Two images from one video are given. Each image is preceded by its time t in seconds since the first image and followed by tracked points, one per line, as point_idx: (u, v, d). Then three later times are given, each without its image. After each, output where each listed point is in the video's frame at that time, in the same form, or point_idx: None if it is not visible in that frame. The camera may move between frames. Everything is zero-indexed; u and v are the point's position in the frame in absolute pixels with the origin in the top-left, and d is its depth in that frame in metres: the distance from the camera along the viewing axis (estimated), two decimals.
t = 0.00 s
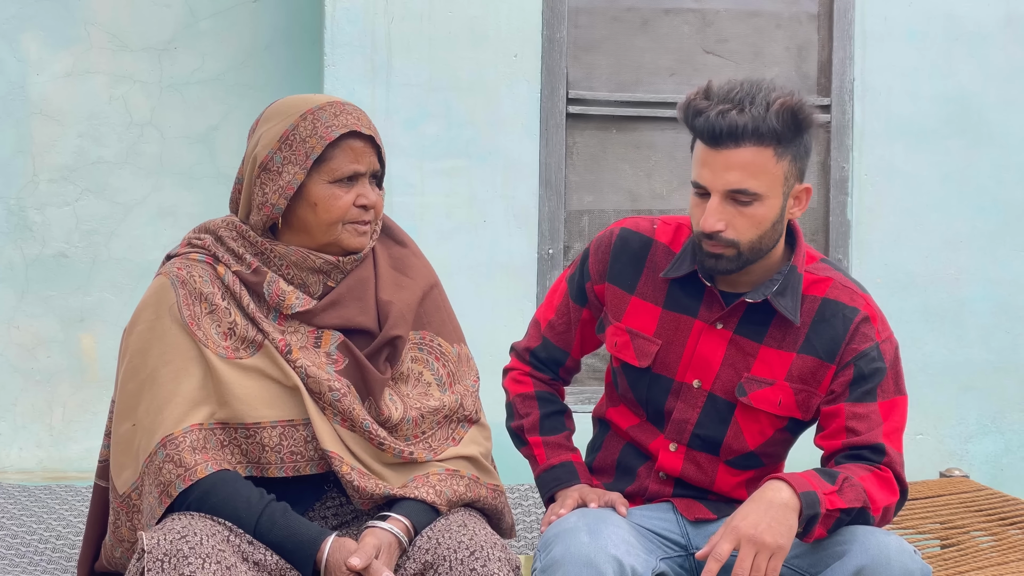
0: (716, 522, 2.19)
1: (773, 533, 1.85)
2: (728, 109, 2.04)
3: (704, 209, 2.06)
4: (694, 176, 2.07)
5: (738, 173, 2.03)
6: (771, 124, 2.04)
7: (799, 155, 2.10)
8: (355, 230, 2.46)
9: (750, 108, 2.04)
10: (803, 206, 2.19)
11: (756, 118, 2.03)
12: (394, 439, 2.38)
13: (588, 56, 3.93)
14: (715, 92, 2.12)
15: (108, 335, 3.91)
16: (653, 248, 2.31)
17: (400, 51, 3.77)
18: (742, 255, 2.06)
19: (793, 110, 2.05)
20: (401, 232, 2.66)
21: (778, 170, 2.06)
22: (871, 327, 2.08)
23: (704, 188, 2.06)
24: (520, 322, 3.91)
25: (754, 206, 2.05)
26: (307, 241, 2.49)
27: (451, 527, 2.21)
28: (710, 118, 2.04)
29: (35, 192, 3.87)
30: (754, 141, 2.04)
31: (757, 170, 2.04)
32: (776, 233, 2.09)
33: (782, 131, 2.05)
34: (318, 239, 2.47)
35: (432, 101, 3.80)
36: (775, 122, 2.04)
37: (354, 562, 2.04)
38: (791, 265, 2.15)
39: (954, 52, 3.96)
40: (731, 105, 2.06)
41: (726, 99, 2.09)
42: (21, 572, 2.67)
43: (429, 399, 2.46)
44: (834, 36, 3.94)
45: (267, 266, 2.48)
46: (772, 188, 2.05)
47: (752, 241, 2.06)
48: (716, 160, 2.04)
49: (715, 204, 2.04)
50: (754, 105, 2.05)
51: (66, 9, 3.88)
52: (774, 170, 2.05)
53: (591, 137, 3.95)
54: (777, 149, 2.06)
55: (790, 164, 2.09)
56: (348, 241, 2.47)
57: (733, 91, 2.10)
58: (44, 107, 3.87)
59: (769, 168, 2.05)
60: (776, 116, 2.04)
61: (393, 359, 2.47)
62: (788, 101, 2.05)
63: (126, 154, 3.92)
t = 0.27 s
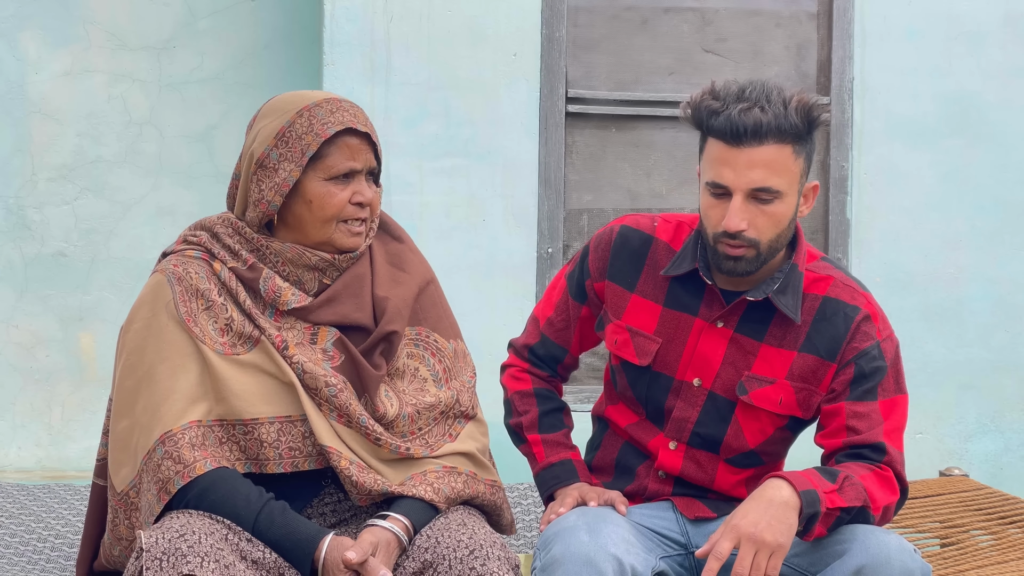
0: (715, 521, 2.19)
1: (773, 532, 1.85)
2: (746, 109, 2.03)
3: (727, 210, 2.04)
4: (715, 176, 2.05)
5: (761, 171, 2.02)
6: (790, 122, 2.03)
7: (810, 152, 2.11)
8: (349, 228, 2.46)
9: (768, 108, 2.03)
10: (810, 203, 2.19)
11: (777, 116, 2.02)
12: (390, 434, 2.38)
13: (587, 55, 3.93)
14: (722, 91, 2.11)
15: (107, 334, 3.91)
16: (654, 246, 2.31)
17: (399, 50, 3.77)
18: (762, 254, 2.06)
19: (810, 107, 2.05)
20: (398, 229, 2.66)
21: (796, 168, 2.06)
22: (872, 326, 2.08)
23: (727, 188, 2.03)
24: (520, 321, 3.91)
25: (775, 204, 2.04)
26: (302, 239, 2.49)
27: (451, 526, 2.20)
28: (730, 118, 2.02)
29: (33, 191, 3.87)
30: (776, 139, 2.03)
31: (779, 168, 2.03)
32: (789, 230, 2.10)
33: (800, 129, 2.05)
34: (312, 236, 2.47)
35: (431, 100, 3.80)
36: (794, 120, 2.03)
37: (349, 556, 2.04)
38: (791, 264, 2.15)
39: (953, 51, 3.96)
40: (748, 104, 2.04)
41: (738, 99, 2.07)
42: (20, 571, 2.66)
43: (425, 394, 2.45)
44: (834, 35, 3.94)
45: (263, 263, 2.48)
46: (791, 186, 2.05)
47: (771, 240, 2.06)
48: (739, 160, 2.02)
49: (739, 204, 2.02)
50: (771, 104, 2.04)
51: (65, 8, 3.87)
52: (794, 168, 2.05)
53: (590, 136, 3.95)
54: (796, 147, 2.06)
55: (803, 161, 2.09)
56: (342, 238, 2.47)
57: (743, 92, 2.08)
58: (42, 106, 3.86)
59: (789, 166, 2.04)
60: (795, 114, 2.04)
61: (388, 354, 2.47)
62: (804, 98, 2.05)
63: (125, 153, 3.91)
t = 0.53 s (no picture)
0: (715, 520, 2.19)
1: (773, 528, 1.85)
2: (753, 111, 2.03)
3: (737, 213, 2.04)
4: (724, 179, 2.04)
5: (771, 172, 2.01)
6: (797, 123, 2.03)
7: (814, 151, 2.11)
8: (345, 231, 2.45)
9: (774, 109, 2.03)
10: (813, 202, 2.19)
11: (783, 117, 2.02)
12: (389, 434, 2.38)
13: (587, 54, 3.92)
14: (725, 93, 2.11)
15: (106, 333, 3.91)
16: (656, 245, 2.31)
17: (398, 49, 3.77)
18: (772, 255, 2.06)
19: (816, 107, 2.05)
20: (398, 229, 2.66)
21: (802, 168, 2.06)
22: (874, 325, 2.09)
23: (736, 191, 2.03)
24: (519, 320, 3.90)
25: (784, 205, 2.04)
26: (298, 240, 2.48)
27: (451, 526, 2.20)
28: (737, 121, 2.02)
29: (32, 190, 3.86)
30: (784, 139, 2.02)
31: (787, 169, 2.02)
32: (796, 230, 2.10)
33: (806, 129, 2.05)
34: (309, 238, 2.46)
35: (431, 99, 3.80)
36: (800, 120, 2.04)
37: (343, 551, 2.04)
38: (793, 263, 2.15)
39: (953, 51, 3.96)
40: (754, 107, 2.04)
41: (743, 101, 2.07)
42: (19, 570, 2.66)
43: (425, 395, 2.45)
44: (833, 35, 3.94)
45: (262, 263, 2.48)
46: (799, 186, 2.05)
47: (781, 240, 2.06)
48: (748, 162, 2.02)
49: (750, 207, 2.02)
50: (776, 105, 2.04)
51: (65, 7, 3.87)
52: (801, 169, 2.05)
53: (590, 135, 3.95)
54: (802, 147, 2.06)
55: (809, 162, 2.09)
56: (338, 241, 2.46)
57: (748, 95, 2.08)
58: (42, 105, 3.86)
59: (797, 167, 2.04)
60: (801, 114, 2.04)
61: (387, 355, 2.46)
62: (809, 98, 2.05)
63: (124, 152, 3.91)
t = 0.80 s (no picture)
0: (716, 520, 2.19)
1: (773, 528, 1.86)
2: (756, 112, 2.03)
3: (741, 214, 2.04)
4: (728, 180, 2.04)
5: (774, 173, 2.01)
6: (799, 123, 2.04)
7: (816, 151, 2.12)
8: (350, 235, 2.45)
9: (777, 109, 2.03)
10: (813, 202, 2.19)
11: (786, 118, 2.02)
12: (394, 436, 2.38)
13: (586, 54, 3.93)
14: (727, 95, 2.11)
15: (106, 333, 3.91)
16: (656, 244, 2.31)
17: (398, 49, 3.77)
18: (776, 254, 2.06)
19: (818, 107, 2.05)
20: (404, 229, 2.66)
21: (805, 168, 2.06)
22: (874, 325, 2.09)
23: (740, 192, 2.03)
24: (519, 320, 3.91)
25: (788, 205, 2.04)
26: (303, 241, 2.48)
27: (451, 525, 2.20)
28: (740, 122, 2.02)
29: (32, 190, 3.86)
30: (787, 140, 2.03)
31: (791, 169, 2.03)
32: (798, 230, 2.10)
33: (808, 129, 2.06)
34: (313, 241, 2.46)
35: (431, 99, 3.80)
36: (802, 121, 2.04)
37: (344, 553, 2.04)
38: (793, 262, 2.16)
39: (953, 50, 3.96)
40: (757, 107, 2.04)
41: (745, 102, 2.08)
42: (20, 570, 2.66)
43: (431, 397, 2.46)
44: (833, 34, 3.94)
45: (266, 264, 2.48)
46: (802, 186, 2.05)
47: (785, 240, 2.06)
48: (752, 163, 2.02)
49: (755, 207, 2.02)
50: (779, 105, 2.04)
51: (65, 7, 3.87)
52: (803, 169, 2.05)
53: (590, 135, 3.95)
54: (804, 148, 2.06)
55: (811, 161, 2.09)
56: (343, 244, 2.46)
57: (749, 96, 2.09)
58: (42, 105, 3.86)
59: (800, 167, 2.04)
60: (802, 115, 2.04)
61: (392, 358, 2.46)
62: (811, 98, 2.06)
63: (124, 152, 3.91)
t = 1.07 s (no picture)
0: (715, 520, 2.19)
1: (772, 528, 1.86)
2: (752, 112, 2.03)
3: (738, 213, 2.03)
4: (725, 180, 2.04)
5: (771, 173, 2.01)
6: (795, 123, 2.04)
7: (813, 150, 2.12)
8: (354, 236, 2.45)
9: (773, 109, 2.03)
10: (812, 201, 2.20)
11: (782, 118, 2.02)
12: (395, 437, 2.38)
13: (585, 54, 3.93)
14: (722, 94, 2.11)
15: (105, 333, 3.91)
16: (654, 244, 2.31)
17: (397, 49, 3.77)
18: (773, 254, 2.06)
19: (813, 106, 2.05)
20: (407, 229, 2.66)
21: (802, 167, 2.06)
22: (872, 324, 2.09)
23: (737, 192, 2.03)
24: (518, 320, 3.91)
25: (785, 204, 2.04)
26: (307, 241, 2.48)
27: (450, 524, 2.20)
28: (735, 123, 2.02)
29: (32, 190, 3.86)
30: (783, 140, 2.03)
31: (788, 169, 2.03)
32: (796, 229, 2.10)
33: (805, 128, 2.06)
34: (317, 241, 2.46)
35: (430, 99, 3.80)
36: (798, 120, 2.04)
37: (343, 553, 2.04)
38: (791, 262, 2.15)
39: (952, 50, 3.96)
40: (753, 107, 2.04)
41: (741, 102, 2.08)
42: (19, 570, 2.66)
43: (432, 398, 2.45)
44: (832, 35, 3.94)
45: (269, 263, 2.48)
46: (799, 186, 2.05)
47: (781, 239, 2.06)
48: (748, 163, 2.02)
49: (751, 207, 2.02)
50: (774, 106, 2.05)
51: (64, 6, 3.87)
52: (800, 168, 2.05)
53: (589, 135, 3.95)
54: (801, 147, 2.06)
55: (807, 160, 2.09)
56: (346, 245, 2.46)
57: (745, 96, 2.09)
58: (41, 105, 3.86)
59: (796, 166, 2.04)
60: (798, 114, 2.04)
61: (394, 357, 2.47)
62: (807, 97, 2.06)
63: (123, 152, 3.91)
